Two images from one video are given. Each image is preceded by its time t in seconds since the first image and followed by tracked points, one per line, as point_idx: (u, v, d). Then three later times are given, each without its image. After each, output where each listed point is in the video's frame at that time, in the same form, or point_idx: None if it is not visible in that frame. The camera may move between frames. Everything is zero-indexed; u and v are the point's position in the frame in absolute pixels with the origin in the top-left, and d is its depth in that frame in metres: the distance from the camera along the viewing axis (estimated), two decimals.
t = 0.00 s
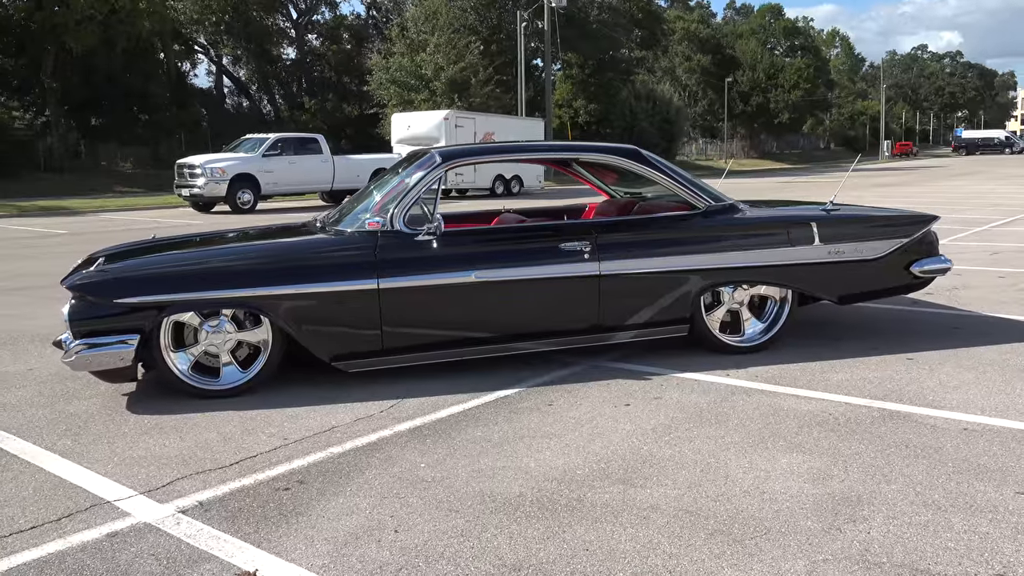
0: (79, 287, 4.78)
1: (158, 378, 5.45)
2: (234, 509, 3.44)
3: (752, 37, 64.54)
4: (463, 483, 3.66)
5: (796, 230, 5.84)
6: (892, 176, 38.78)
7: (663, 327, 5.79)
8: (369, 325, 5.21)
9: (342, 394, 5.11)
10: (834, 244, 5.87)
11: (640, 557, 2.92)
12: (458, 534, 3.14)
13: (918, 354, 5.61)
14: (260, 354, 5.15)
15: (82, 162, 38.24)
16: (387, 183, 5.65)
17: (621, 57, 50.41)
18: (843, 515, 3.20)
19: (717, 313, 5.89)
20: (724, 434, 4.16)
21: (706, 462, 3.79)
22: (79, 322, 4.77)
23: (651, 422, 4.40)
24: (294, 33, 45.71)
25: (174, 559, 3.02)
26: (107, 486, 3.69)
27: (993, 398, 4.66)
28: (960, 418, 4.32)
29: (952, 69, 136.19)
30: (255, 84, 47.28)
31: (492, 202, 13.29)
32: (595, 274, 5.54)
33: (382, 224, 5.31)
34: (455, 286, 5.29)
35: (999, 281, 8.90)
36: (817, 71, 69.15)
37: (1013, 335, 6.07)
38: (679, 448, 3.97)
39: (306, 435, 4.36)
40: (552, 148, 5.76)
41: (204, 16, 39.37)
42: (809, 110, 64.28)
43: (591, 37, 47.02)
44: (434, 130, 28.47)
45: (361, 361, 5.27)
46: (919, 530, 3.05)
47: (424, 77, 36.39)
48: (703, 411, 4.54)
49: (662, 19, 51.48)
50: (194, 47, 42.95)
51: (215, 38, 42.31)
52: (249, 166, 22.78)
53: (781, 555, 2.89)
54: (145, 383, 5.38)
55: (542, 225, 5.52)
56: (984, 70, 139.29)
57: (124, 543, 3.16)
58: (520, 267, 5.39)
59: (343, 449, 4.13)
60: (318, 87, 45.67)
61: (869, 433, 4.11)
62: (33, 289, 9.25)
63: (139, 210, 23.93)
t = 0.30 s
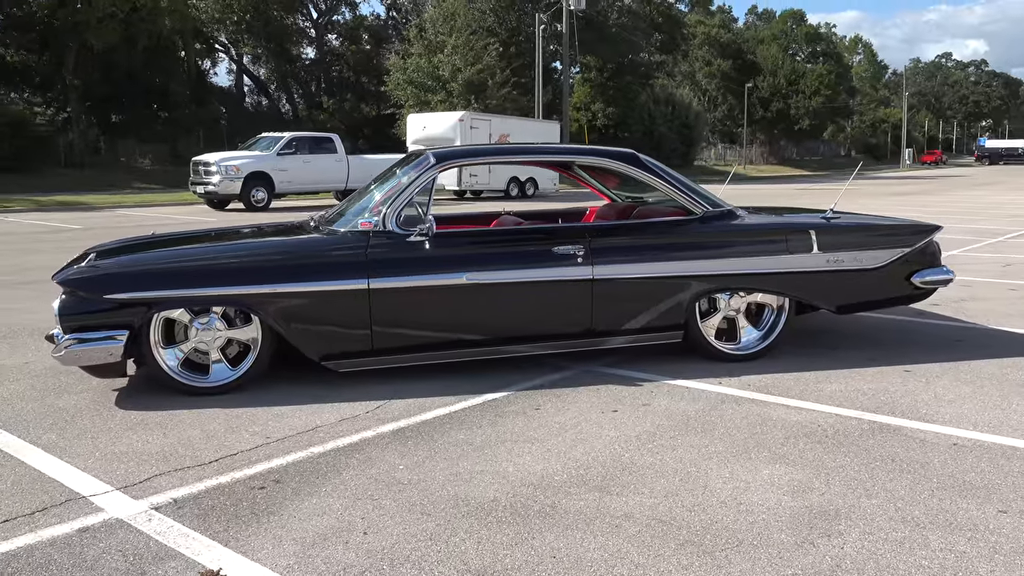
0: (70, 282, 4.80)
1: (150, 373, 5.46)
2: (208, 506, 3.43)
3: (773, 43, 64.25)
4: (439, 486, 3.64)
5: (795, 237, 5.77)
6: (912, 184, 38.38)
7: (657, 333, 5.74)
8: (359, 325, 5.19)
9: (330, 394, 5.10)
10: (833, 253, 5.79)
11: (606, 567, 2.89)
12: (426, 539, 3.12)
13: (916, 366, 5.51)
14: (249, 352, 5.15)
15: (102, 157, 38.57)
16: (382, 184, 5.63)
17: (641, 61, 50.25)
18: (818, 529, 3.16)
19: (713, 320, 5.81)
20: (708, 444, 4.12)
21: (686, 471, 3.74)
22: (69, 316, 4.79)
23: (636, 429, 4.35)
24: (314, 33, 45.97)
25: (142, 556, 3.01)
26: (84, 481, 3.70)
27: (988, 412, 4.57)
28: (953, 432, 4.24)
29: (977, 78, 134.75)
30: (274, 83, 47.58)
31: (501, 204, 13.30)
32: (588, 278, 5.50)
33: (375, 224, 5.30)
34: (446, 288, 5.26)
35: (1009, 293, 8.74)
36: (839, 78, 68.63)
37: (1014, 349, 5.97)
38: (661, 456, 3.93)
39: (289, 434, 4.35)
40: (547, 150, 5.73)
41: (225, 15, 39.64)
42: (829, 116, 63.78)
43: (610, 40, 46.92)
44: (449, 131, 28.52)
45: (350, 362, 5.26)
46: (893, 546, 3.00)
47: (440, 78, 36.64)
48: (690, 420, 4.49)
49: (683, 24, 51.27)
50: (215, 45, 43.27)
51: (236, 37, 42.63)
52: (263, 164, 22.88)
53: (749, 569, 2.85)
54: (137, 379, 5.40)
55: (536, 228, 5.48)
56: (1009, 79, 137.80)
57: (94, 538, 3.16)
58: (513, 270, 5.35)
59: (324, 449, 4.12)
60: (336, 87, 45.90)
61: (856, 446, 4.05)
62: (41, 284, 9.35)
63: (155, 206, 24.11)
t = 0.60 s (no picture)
0: (65, 281, 4.83)
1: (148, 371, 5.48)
2: (192, 505, 3.44)
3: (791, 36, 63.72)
4: (424, 484, 3.63)
5: (794, 232, 5.71)
6: (930, 179, 37.93)
7: (654, 330, 5.70)
8: (354, 322, 5.19)
9: (323, 391, 5.11)
10: (833, 248, 5.73)
11: (583, 566, 2.86)
12: (406, 537, 3.10)
13: (917, 363, 5.45)
14: (243, 350, 5.17)
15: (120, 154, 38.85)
16: (379, 181, 5.63)
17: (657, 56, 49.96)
18: (803, 527, 3.11)
19: (711, 317, 5.76)
20: (697, 442, 4.09)
21: (674, 470, 3.71)
22: (64, 315, 4.82)
23: (628, 427, 4.33)
24: (330, 30, 46.05)
25: (120, 555, 3.01)
26: (72, 480, 3.72)
27: (987, 409, 4.51)
28: (948, 429, 4.19)
29: (999, 72, 133.11)
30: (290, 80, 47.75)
31: (508, 199, 13.28)
32: (584, 274, 5.47)
33: (369, 221, 5.31)
34: (440, 284, 5.25)
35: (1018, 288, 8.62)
36: (858, 71, 67.93)
37: (1018, 344, 5.88)
38: (649, 455, 3.91)
39: (280, 431, 4.36)
40: (542, 145, 5.69)
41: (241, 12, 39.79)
42: (848, 111, 63.15)
43: (626, 35, 46.68)
44: (462, 127, 28.51)
45: (344, 359, 5.27)
46: (878, 545, 2.95)
47: (454, 74, 36.52)
48: (682, 417, 4.46)
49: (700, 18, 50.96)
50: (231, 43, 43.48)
51: (253, 35, 42.85)
52: (276, 161, 22.96)
53: (728, 568, 2.82)
54: (135, 376, 5.43)
55: (531, 225, 5.46)
56: None
57: (76, 537, 3.17)
58: (507, 266, 5.34)
59: (312, 447, 4.11)
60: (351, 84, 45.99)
61: (848, 444, 4.00)
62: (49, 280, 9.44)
63: (170, 203, 24.25)
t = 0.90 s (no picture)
0: (62, 281, 4.87)
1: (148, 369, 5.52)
2: (184, 501, 3.46)
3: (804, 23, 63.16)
4: (413, 477, 3.63)
5: (793, 221, 5.67)
6: (946, 164, 37.52)
7: (653, 321, 5.67)
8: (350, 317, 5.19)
9: (321, 386, 5.12)
10: (832, 236, 5.68)
11: (566, 558, 2.85)
12: (391, 531, 3.11)
13: (919, 351, 5.39)
14: (241, 347, 5.19)
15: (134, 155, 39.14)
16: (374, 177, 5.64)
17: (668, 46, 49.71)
18: (790, 518, 3.09)
19: (710, 307, 5.73)
20: (691, 433, 4.06)
21: (665, 461, 3.69)
22: (62, 314, 4.85)
23: (622, 418, 4.31)
24: (340, 26, 46.11)
25: (110, 550, 3.03)
26: (67, 476, 3.75)
27: (987, 397, 4.45)
28: (946, 418, 4.13)
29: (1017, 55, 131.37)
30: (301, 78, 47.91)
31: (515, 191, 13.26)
32: (581, 267, 5.44)
33: (365, 216, 5.31)
34: (435, 278, 5.25)
35: None
36: (873, 57, 67.25)
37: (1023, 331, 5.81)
38: (641, 446, 3.89)
39: (276, 427, 4.38)
40: (537, 138, 5.66)
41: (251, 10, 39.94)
42: (863, 97, 62.55)
43: (636, 26, 46.47)
44: (472, 121, 28.50)
45: (341, 354, 5.28)
46: (865, 536, 2.93)
47: (463, 68, 36.52)
48: (677, 409, 4.43)
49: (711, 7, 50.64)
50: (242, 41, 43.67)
51: (263, 33, 43.04)
52: (287, 159, 23.02)
53: (711, 558, 2.81)
54: (136, 374, 5.46)
55: (527, 218, 5.44)
56: None
57: (67, 532, 3.20)
58: (502, 259, 5.32)
59: (306, 442, 4.13)
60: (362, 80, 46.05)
61: (843, 433, 3.96)
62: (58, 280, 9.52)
63: (182, 202, 24.41)
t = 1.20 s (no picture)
0: (78, 276, 4.97)
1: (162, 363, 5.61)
2: (184, 493, 3.53)
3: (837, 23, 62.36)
4: (409, 476, 3.67)
5: (804, 225, 5.62)
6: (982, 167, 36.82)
7: (661, 324, 5.66)
8: (357, 315, 5.25)
9: (329, 384, 5.18)
10: (844, 241, 5.62)
11: (550, 560, 2.88)
12: (381, 528, 3.14)
13: (931, 358, 5.32)
14: (251, 343, 5.27)
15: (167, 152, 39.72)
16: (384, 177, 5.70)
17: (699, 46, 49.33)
18: (778, 525, 3.08)
19: (719, 311, 5.70)
20: (690, 437, 4.05)
21: (659, 465, 3.70)
22: (76, 308, 4.96)
23: (622, 421, 4.31)
24: (370, 25, 46.41)
25: (108, 540, 3.11)
26: (74, 466, 3.84)
27: (995, 406, 4.37)
28: (951, 427, 4.08)
29: None
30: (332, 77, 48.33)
31: (536, 190, 13.28)
32: (588, 268, 5.45)
33: (373, 216, 5.37)
34: (442, 278, 5.28)
35: None
36: (908, 57, 66.21)
37: None
38: (638, 450, 3.89)
39: (280, 423, 4.44)
40: (546, 139, 5.69)
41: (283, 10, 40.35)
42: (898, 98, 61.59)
43: (666, 25, 46.22)
44: (499, 121, 28.53)
45: (349, 352, 5.33)
46: (853, 545, 2.91)
47: (491, 67, 36.58)
48: (678, 412, 4.42)
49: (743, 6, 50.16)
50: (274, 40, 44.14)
51: (295, 32, 43.51)
52: (314, 157, 23.21)
53: (694, 564, 2.82)
54: (149, 368, 5.56)
55: (534, 218, 5.46)
56: None
57: (68, 521, 3.27)
58: (509, 260, 5.35)
59: (308, 438, 4.18)
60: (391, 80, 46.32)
61: (843, 441, 3.92)
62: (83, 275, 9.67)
63: (212, 198, 24.71)
